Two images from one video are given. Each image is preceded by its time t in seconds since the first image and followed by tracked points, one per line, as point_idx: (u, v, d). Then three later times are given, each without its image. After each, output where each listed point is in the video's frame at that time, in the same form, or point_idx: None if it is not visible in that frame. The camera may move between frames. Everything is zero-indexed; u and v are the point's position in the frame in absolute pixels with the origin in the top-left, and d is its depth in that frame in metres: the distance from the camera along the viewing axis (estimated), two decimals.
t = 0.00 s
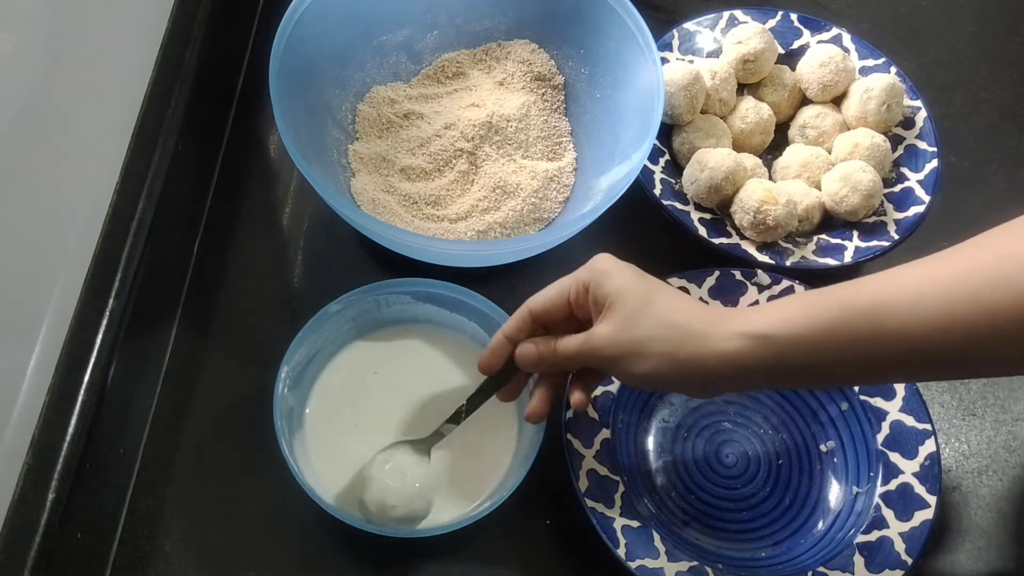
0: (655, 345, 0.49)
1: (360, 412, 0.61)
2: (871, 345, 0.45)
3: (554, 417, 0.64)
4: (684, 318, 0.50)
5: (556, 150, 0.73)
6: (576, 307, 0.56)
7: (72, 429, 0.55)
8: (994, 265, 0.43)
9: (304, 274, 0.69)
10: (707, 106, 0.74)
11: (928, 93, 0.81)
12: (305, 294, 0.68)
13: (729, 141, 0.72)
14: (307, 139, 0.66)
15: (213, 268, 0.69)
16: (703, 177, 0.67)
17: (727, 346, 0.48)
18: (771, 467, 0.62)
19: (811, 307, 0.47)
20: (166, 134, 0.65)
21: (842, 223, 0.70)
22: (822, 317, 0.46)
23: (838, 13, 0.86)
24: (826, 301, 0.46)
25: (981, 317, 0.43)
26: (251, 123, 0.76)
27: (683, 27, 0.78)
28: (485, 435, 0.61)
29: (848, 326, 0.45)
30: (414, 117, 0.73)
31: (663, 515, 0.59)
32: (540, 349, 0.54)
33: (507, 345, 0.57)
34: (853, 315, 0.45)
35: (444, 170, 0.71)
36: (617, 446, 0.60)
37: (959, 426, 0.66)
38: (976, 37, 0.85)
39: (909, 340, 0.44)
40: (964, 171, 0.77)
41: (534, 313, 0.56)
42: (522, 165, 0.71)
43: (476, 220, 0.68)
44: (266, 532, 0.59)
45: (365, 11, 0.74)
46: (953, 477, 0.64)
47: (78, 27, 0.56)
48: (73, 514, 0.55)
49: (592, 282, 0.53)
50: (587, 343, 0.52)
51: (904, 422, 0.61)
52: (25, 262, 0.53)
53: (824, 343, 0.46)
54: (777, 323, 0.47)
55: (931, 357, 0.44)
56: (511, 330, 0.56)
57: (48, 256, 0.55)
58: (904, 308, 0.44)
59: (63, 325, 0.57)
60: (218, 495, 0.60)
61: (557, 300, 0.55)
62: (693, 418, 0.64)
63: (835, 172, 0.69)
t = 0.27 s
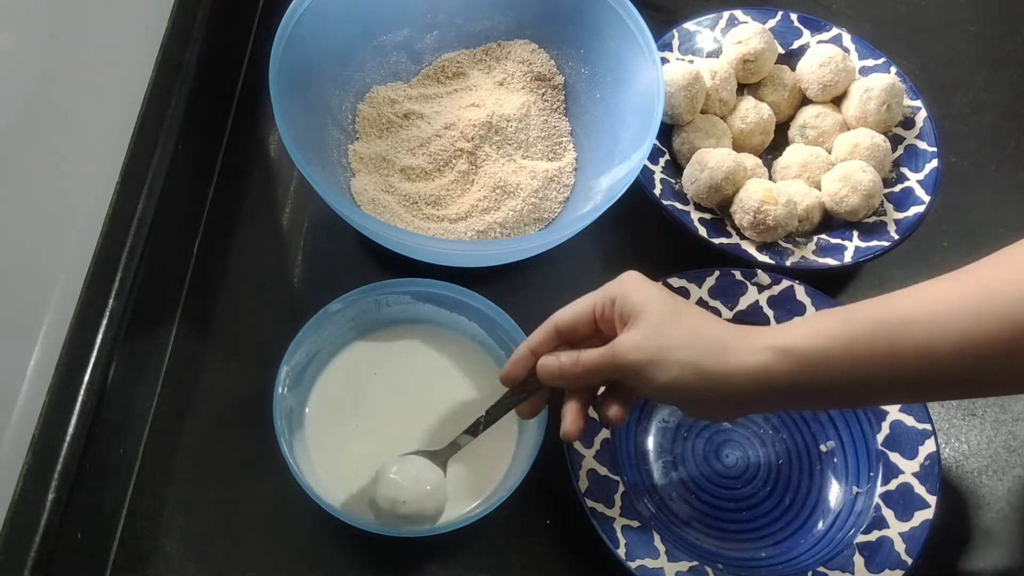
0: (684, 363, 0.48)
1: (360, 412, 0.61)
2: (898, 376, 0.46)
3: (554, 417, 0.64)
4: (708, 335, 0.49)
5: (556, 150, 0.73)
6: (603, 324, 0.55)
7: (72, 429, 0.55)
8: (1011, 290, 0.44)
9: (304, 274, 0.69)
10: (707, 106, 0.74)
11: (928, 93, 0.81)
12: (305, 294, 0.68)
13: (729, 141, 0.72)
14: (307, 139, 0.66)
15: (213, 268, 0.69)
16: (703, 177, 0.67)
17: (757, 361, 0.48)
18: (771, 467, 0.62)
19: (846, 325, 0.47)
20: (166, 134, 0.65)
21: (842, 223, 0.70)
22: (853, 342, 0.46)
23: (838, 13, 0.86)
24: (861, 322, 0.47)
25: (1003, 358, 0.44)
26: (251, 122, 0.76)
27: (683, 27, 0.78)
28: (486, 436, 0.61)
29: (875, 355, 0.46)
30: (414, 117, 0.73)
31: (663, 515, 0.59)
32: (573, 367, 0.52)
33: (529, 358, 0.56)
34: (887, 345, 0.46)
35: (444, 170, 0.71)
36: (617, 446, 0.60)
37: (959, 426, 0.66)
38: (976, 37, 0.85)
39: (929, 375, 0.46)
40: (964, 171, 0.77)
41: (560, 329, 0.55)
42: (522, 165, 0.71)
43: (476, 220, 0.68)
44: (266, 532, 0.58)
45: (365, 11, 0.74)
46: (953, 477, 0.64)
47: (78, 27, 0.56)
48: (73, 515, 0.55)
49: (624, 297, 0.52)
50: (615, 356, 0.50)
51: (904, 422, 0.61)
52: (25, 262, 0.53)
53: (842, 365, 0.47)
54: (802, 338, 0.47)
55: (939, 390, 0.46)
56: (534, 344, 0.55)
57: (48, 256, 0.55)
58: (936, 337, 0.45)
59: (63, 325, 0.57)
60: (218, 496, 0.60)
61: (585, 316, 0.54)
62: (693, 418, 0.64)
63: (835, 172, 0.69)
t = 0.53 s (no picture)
0: (677, 318, 0.49)
1: (359, 412, 0.61)
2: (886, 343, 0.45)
3: (554, 417, 0.64)
4: (700, 300, 0.50)
5: (556, 150, 0.74)
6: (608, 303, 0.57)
7: (72, 429, 0.55)
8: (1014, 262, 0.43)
9: (304, 274, 0.69)
10: (707, 106, 0.74)
11: (928, 93, 0.81)
12: (305, 294, 0.68)
13: (729, 141, 0.72)
14: (307, 139, 0.66)
15: (213, 268, 0.69)
16: (703, 177, 0.67)
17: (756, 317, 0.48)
18: (771, 468, 0.62)
19: (847, 291, 0.46)
20: (166, 134, 0.65)
21: (842, 224, 0.69)
22: (848, 305, 0.46)
23: (838, 13, 0.86)
24: (860, 287, 0.46)
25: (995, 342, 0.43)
26: (251, 122, 0.76)
27: (683, 27, 0.78)
28: (485, 436, 0.61)
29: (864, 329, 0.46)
30: (414, 117, 0.73)
31: (663, 514, 0.59)
32: (579, 343, 0.54)
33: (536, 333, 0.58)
34: (878, 311, 0.45)
35: (444, 170, 0.71)
36: (617, 446, 0.60)
37: (959, 426, 0.66)
38: (976, 37, 0.85)
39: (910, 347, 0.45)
40: (964, 171, 0.77)
41: (567, 305, 0.58)
42: (522, 165, 0.71)
43: (476, 220, 0.68)
44: (266, 532, 0.58)
45: (365, 11, 0.74)
46: (952, 477, 0.64)
47: (78, 27, 0.56)
48: (73, 515, 0.55)
49: (621, 272, 0.54)
50: (613, 317, 0.52)
51: (904, 422, 0.61)
52: (25, 262, 0.53)
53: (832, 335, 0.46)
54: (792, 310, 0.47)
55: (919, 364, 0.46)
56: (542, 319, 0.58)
57: (48, 256, 0.55)
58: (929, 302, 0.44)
59: (63, 325, 0.57)
60: (218, 495, 0.60)
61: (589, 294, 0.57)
62: (693, 418, 0.64)
63: (835, 172, 0.69)
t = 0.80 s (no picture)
0: (751, 227, 0.47)
1: (359, 412, 0.61)
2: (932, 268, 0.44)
3: (554, 417, 0.64)
4: (769, 210, 0.48)
5: (556, 150, 0.74)
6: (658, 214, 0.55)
7: (72, 429, 0.55)
8: None
9: (304, 274, 0.69)
10: (708, 106, 0.74)
11: (928, 93, 0.81)
12: (305, 294, 0.68)
13: (729, 141, 0.72)
14: (307, 138, 0.66)
15: (213, 268, 0.69)
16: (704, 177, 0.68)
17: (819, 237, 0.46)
18: (771, 468, 0.62)
19: (930, 205, 0.44)
20: (166, 134, 0.65)
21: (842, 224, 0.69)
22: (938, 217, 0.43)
23: (838, 13, 0.86)
24: (945, 202, 0.44)
25: None
26: (251, 122, 0.76)
27: (683, 27, 0.79)
28: (485, 436, 0.61)
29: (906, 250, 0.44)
30: (414, 117, 0.73)
31: (663, 514, 0.59)
32: (627, 255, 0.53)
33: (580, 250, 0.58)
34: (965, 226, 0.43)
35: (444, 170, 0.71)
36: (617, 446, 0.60)
37: (959, 426, 0.66)
38: (976, 37, 0.85)
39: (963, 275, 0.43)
40: (963, 171, 0.77)
41: (614, 220, 0.56)
42: (522, 165, 0.71)
43: (476, 220, 0.68)
44: (266, 532, 0.58)
45: (365, 11, 0.74)
46: (952, 477, 0.64)
47: (78, 28, 0.56)
48: (73, 515, 0.55)
49: (676, 181, 0.52)
50: (676, 224, 0.50)
51: (904, 422, 0.61)
52: (25, 263, 0.53)
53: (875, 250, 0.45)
54: (870, 222, 0.45)
55: (974, 295, 0.44)
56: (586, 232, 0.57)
57: (48, 257, 0.55)
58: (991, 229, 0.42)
59: (63, 326, 0.57)
60: (218, 495, 0.60)
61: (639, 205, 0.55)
62: (693, 419, 0.64)
63: (835, 172, 0.69)
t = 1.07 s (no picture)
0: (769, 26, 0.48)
1: (359, 412, 0.61)
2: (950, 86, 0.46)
3: (554, 417, 0.64)
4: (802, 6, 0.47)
5: (555, 150, 0.74)
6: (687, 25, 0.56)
7: (72, 429, 0.56)
8: None
9: (304, 274, 0.69)
10: (708, 106, 0.74)
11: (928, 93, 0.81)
12: (305, 294, 0.68)
13: (729, 140, 0.72)
14: (307, 138, 0.67)
15: (214, 268, 0.69)
16: (703, 177, 0.67)
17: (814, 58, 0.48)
18: (771, 468, 0.63)
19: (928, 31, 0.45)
20: (167, 134, 0.65)
21: (842, 223, 0.70)
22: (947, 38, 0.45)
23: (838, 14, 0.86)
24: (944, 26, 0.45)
25: None
26: (251, 122, 0.76)
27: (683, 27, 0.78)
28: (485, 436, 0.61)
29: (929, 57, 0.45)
30: (414, 117, 0.73)
31: (663, 514, 0.59)
32: None
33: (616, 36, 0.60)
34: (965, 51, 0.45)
35: (444, 170, 0.71)
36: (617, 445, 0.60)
37: (959, 426, 0.66)
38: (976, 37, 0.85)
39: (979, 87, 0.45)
40: (963, 171, 0.77)
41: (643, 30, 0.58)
42: (522, 165, 0.71)
43: (476, 220, 0.68)
44: (266, 532, 0.58)
45: (365, 12, 0.74)
46: (952, 477, 0.64)
47: (78, 28, 0.56)
48: (73, 515, 0.55)
49: None
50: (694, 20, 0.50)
51: (904, 422, 0.61)
52: (25, 262, 0.53)
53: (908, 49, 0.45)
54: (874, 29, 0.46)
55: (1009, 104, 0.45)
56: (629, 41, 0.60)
57: (48, 256, 0.55)
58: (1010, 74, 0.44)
59: (63, 326, 0.57)
60: (218, 495, 0.60)
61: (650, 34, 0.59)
62: (693, 418, 0.64)
63: (835, 172, 0.69)
